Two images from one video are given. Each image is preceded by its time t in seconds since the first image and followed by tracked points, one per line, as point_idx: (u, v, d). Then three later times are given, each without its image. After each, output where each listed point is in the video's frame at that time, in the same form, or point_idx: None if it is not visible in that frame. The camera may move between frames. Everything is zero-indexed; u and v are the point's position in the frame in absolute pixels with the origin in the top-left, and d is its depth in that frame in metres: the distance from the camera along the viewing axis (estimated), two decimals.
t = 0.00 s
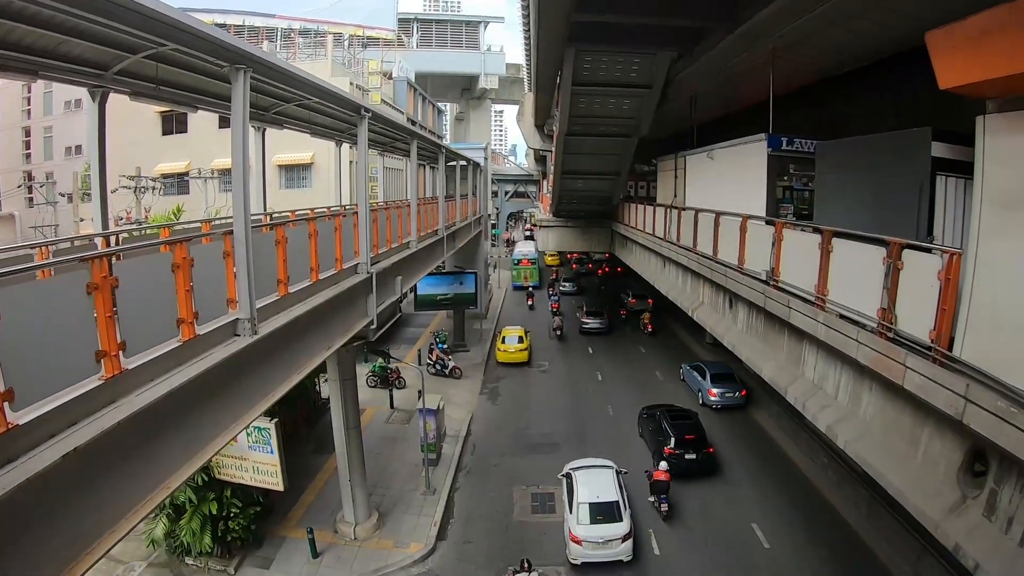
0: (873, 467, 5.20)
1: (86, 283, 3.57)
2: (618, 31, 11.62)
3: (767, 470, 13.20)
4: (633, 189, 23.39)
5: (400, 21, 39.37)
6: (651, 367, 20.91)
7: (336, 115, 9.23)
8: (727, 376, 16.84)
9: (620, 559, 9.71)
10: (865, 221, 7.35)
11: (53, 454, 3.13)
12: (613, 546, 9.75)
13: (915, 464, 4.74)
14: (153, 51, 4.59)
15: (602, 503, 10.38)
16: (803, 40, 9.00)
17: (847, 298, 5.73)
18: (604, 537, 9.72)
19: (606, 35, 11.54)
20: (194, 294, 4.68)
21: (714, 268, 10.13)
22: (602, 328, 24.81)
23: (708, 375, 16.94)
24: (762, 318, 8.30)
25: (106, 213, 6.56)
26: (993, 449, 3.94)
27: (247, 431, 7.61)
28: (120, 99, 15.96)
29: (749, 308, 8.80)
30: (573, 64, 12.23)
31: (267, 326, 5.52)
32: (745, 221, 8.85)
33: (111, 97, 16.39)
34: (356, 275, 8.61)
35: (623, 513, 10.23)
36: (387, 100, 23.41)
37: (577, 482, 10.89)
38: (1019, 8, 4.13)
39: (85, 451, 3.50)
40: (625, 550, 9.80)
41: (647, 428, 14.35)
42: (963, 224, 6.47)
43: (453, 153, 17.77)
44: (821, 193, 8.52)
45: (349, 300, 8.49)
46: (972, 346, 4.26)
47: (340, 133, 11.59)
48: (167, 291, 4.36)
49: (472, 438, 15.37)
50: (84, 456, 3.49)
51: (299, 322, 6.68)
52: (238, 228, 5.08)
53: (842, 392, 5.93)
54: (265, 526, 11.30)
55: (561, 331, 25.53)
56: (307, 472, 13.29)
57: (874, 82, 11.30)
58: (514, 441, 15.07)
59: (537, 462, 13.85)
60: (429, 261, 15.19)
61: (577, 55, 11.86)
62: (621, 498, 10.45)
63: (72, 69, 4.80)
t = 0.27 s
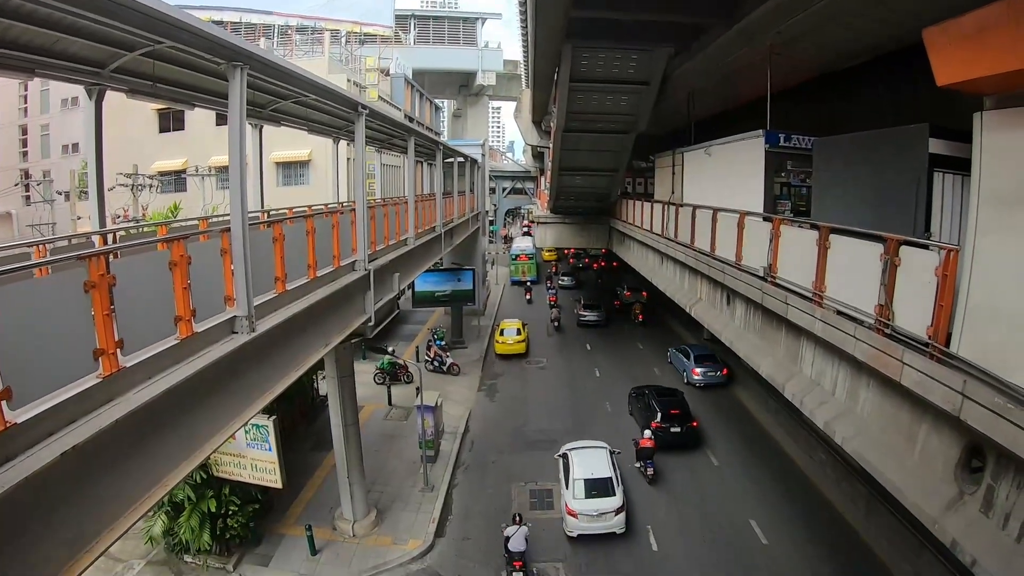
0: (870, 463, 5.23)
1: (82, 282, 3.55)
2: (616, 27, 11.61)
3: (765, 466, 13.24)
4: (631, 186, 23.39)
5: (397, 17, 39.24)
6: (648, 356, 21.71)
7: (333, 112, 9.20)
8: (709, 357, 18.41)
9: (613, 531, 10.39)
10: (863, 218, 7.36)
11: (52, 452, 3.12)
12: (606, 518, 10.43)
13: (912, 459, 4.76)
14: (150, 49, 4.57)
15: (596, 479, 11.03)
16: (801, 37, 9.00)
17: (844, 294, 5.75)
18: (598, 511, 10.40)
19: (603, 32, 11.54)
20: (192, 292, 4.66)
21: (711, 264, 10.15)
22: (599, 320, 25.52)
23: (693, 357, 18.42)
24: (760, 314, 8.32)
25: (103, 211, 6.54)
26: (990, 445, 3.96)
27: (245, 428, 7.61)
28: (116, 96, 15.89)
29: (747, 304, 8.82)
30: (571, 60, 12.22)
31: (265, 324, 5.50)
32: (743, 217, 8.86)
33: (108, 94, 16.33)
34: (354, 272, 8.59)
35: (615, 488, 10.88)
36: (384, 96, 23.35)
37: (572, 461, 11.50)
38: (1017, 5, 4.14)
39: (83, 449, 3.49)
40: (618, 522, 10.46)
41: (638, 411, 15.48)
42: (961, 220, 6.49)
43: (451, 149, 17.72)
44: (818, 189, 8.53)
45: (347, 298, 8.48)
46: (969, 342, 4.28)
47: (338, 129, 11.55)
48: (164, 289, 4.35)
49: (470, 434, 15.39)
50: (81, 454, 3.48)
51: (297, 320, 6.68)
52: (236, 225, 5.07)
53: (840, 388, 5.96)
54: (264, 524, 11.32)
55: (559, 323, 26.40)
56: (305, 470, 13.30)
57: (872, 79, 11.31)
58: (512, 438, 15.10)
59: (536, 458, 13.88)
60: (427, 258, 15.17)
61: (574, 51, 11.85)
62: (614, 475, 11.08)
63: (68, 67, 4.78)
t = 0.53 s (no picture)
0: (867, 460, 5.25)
1: (80, 280, 3.54)
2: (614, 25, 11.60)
3: (762, 463, 13.28)
4: (628, 183, 23.39)
5: (395, 15, 39.13)
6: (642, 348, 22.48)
7: (331, 110, 9.17)
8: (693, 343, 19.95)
9: (606, 506, 11.04)
10: (861, 215, 7.38)
11: (50, 451, 3.10)
12: (600, 496, 11.08)
13: (910, 456, 4.78)
14: (147, 46, 4.54)
15: (590, 459, 11.70)
16: (798, 34, 9.00)
17: (842, 292, 5.77)
18: (593, 488, 11.07)
19: (602, 29, 11.53)
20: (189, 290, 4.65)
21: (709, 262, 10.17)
22: (595, 313, 26.22)
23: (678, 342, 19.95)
24: (758, 312, 8.34)
25: (100, 210, 6.52)
26: (988, 442, 3.98)
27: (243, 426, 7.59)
28: (113, 94, 15.83)
29: (745, 301, 8.83)
30: (568, 58, 12.22)
31: (263, 322, 5.48)
32: (741, 215, 8.86)
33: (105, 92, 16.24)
34: (351, 270, 8.57)
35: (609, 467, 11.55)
36: (381, 94, 23.29)
37: (569, 444, 12.20)
38: (1016, 3, 4.13)
39: (80, 448, 3.47)
40: (610, 499, 11.11)
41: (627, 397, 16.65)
42: (958, 218, 6.51)
43: (449, 147, 17.69)
44: (816, 187, 8.54)
45: (344, 296, 8.46)
46: (967, 340, 4.29)
47: (335, 127, 11.51)
48: (161, 287, 4.33)
49: (468, 432, 15.40)
50: (79, 453, 3.47)
51: (295, 318, 6.67)
52: (234, 223, 5.06)
53: (837, 385, 5.98)
54: (262, 522, 11.31)
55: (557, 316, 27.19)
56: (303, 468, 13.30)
57: (870, 76, 11.31)
58: (510, 435, 15.12)
59: (534, 456, 13.90)
60: (425, 255, 15.16)
61: (572, 49, 11.83)
62: (607, 455, 11.79)
63: (65, 65, 4.77)
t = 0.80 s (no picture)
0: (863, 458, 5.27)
1: (77, 279, 3.53)
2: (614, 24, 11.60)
3: (760, 462, 13.29)
4: (627, 182, 23.40)
5: (394, 13, 39.10)
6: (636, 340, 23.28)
7: (329, 108, 9.15)
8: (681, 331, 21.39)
9: (600, 485, 11.75)
10: (859, 215, 7.37)
11: (47, 450, 3.09)
12: (593, 475, 11.80)
13: (907, 455, 4.81)
14: (145, 44, 4.54)
15: (585, 441, 12.41)
16: (796, 34, 9.02)
17: (839, 291, 5.79)
18: (587, 467, 11.77)
19: (601, 28, 11.53)
20: (187, 288, 4.64)
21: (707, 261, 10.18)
22: (592, 308, 26.95)
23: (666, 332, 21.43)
24: (756, 311, 8.35)
25: (98, 208, 6.48)
26: (986, 441, 4.00)
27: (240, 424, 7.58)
28: (112, 92, 15.78)
29: (743, 301, 8.84)
30: (567, 57, 12.23)
31: (261, 320, 5.48)
32: (739, 214, 8.87)
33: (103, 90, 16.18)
34: (350, 269, 8.56)
35: (602, 448, 12.27)
36: (380, 92, 23.28)
37: (565, 428, 12.95)
38: (1016, 3, 4.13)
39: (78, 446, 3.47)
40: (604, 478, 11.83)
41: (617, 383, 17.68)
42: (956, 218, 6.53)
43: (447, 146, 17.68)
44: (814, 186, 8.55)
45: (342, 294, 8.46)
46: (965, 340, 4.31)
47: (333, 125, 11.49)
48: (159, 286, 4.33)
49: (466, 431, 15.40)
50: (75, 452, 3.47)
51: (293, 316, 6.66)
52: (232, 221, 5.05)
53: (835, 384, 6.01)
54: (259, 521, 11.30)
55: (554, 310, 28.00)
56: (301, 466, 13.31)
57: (868, 76, 11.32)
58: (508, 434, 15.14)
59: (532, 454, 13.92)
60: (423, 254, 15.15)
61: (571, 47, 11.84)
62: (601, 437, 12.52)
63: (64, 63, 4.76)
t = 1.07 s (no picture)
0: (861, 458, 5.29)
1: (76, 277, 3.53)
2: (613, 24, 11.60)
3: (758, 462, 13.29)
4: (626, 182, 23.41)
5: (393, 12, 39.08)
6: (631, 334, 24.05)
7: (329, 107, 9.14)
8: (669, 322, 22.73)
9: (594, 466, 12.45)
10: (858, 216, 7.38)
11: (45, 448, 3.08)
12: (588, 456, 12.52)
13: (904, 455, 4.82)
14: (143, 42, 4.53)
15: (580, 425, 13.13)
16: (796, 34, 9.04)
17: (837, 291, 5.80)
18: (581, 450, 12.49)
19: (600, 28, 11.54)
20: (185, 287, 4.63)
21: (706, 261, 10.19)
22: (590, 304, 27.65)
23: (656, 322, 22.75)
24: (754, 311, 8.36)
25: (96, 206, 6.46)
26: (983, 442, 4.01)
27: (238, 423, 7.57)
28: (110, 90, 15.74)
29: (741, 300, 8.85)
30: (566, 57, 12.25)
31: (259, 319, 5.47)
32: (738, 214, 8.88)
33: (101, 87, 16.11)
34: (348, 267, 8.55)
35: (596, 431, 13.00)
36: (379, 91, 23.27)
37: (561, 413, 13.70)
38: (1016, 3, 4.14)
39: (76, 444, 3.47)
40: (597, 460, 12.53)
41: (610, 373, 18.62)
42: (955, 218, 6.54)
43: (446, 145, 17.65)
44: (813, 186, 8.56)
45: (341, 293, 8.45)
46: (963, 341, 4.32)
47: (332, 124, 11.47)
48: (158, 284, 4.32)
49: (464, 430, 15.39)
50: (73, 450, 3.47)
51: (291, 315, 6.65)
52: (230, 219, 5.04)
53: (833, 384, 6.02)
54: (257, 520, 11.29)
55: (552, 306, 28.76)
56: (298, 466, 13.30)
57: (867, 76, 11.33)
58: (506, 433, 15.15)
59: (530, 454, 13.92)
60: (422, 254, 15.13)
61: (570, 47, 11.85)
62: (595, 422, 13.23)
63: (63, 61, 4.76)
